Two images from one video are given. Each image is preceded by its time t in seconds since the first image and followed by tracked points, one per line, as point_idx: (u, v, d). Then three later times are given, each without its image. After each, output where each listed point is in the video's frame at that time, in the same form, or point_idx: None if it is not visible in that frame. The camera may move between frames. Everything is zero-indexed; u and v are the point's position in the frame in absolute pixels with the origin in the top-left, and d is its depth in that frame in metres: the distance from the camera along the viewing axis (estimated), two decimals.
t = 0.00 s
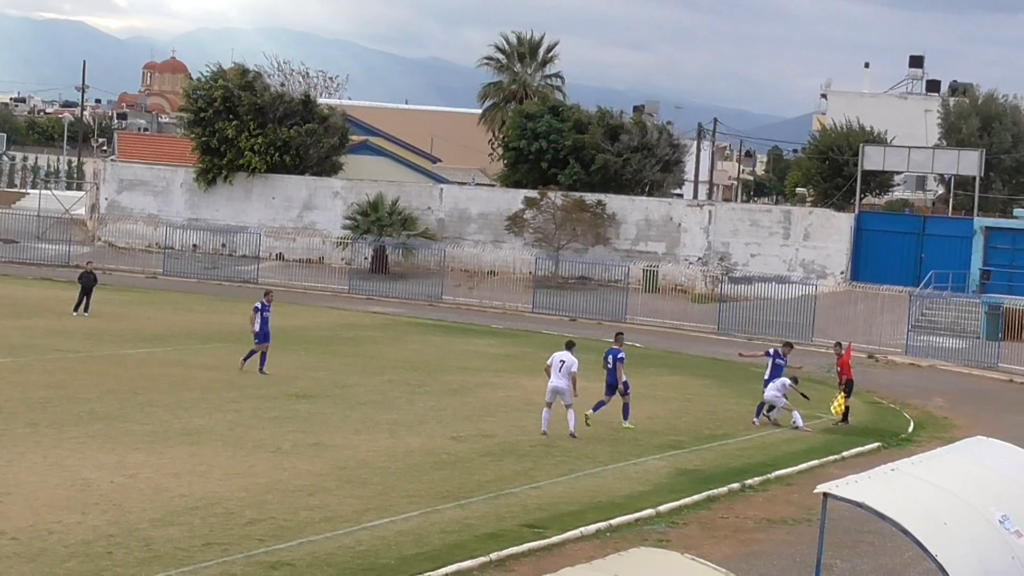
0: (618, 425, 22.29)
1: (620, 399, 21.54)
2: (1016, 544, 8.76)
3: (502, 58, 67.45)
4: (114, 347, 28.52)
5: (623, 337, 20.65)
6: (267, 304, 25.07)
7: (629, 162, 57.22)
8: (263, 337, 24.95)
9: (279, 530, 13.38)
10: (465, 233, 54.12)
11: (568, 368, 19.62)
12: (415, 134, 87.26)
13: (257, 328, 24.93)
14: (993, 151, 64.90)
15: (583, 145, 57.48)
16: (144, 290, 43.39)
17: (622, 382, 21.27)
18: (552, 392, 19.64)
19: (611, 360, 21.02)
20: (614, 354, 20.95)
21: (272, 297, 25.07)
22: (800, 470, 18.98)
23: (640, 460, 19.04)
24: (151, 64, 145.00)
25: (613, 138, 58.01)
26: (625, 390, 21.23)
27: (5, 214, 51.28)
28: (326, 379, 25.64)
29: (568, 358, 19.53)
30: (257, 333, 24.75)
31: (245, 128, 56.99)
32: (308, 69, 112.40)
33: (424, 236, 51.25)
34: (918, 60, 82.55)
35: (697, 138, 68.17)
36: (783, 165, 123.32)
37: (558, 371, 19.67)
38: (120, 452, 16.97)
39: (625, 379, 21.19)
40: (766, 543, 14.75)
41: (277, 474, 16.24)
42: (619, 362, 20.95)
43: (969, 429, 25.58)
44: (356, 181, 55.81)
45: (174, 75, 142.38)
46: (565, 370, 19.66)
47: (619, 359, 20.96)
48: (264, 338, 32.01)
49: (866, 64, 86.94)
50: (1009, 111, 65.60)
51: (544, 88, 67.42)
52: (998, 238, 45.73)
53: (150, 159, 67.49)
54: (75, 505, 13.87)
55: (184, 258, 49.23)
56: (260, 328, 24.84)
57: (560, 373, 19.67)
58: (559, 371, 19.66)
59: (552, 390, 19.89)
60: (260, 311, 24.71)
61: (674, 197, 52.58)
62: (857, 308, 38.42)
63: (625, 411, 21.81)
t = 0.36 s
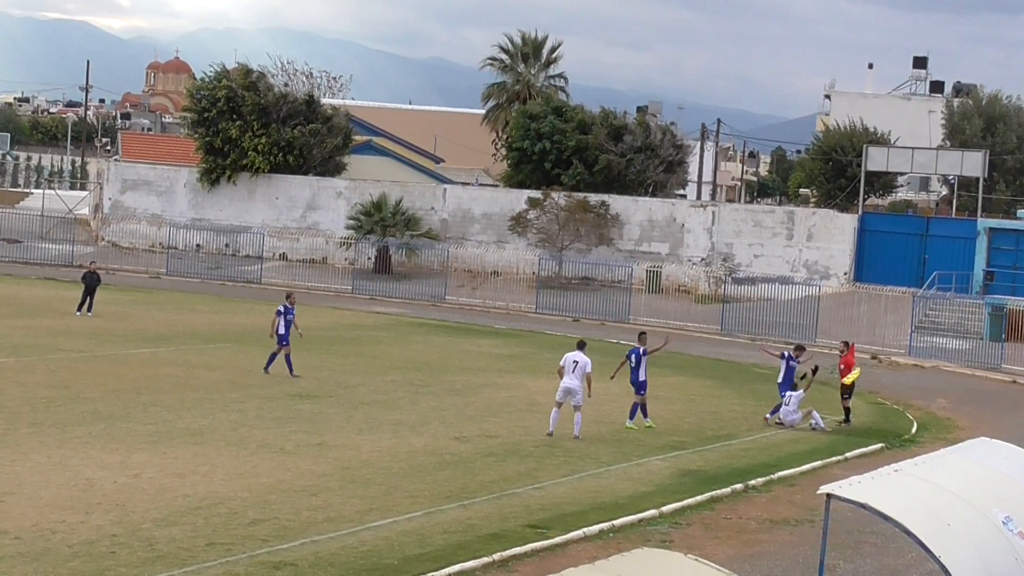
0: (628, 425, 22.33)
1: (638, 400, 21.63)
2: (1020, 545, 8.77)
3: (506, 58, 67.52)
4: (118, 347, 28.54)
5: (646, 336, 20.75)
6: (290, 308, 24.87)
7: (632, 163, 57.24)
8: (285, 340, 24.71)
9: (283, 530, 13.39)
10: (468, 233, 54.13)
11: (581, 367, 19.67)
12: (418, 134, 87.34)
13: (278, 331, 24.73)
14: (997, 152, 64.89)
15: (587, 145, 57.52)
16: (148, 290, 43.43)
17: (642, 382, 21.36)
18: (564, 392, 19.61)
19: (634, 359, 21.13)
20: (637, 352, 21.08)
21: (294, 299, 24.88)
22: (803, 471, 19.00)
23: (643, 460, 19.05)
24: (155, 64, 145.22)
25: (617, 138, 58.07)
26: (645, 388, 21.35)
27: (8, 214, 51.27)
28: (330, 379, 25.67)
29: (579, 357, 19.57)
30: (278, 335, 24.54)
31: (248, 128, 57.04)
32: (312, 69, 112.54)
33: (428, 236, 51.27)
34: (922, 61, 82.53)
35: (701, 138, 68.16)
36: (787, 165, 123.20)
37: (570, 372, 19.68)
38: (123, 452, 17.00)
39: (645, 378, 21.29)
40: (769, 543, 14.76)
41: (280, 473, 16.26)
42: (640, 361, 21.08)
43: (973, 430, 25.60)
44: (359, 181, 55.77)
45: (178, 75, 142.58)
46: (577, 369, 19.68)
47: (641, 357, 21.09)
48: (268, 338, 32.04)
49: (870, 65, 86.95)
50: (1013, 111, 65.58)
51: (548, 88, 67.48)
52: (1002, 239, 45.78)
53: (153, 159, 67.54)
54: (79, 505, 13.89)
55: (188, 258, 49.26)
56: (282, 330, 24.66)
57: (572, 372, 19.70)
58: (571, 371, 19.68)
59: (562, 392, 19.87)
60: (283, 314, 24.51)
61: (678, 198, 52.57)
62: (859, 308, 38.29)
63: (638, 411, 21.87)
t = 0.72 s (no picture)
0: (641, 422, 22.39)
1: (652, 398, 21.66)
2: (1019, 544, 8.76)
3: (505, 58, 67.50)
4: (117, 347, 28.54)
5: (656, 335, 20.74)
6: (312, 309, 24.84)
7: (631, 162, 57.26)
8: (307, 342, 24.79)
9: (281, 530, 13.38)
10: (467, 233, 54.11)
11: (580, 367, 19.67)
12: (417, 133, 87.34)
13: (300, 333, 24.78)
14: (996, 151, 64.90)
15: (585, 145, 57.52)
16: (147, 290, 43.40)
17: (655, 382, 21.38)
18: (563, 394, 19.62)
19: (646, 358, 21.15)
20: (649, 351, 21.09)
21: (317, 301, 24.85)
22: (801, 470, 19.00)
23: (642, 460, 19.05)
24: (154, 64, 145.11)
25: (615, 137, 58.10)
26: (659, 387, 21.35)
27: (7, 214, 51.12)
28: (329, 379, 25.68)
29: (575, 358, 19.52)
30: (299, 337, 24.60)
31: (247, 128, 57.06)
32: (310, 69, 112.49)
33: (426, 236, 51.24)
34: (920, 60, 82.52)
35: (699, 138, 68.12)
36: (786, 165, 123.14)
37: (570, 373, 19.66)
38: (121, 452, 16.99)
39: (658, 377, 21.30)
40: (768, 543, 14.75)
41: (279, 473, 16.25)
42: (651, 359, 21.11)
43: (971, 429, 25.59)
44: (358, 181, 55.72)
45: (177, 74, 142.41)
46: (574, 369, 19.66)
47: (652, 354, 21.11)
48: (266, 339, 32.03)
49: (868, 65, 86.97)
50: (1012, 111, 65.58)
51: (546, 87, 67.48)
52: (1000, 239, 45.76)
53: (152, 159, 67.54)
54: (77, 505, 13.88)
55: (186, 258, 49.23)
56: (304, 332, 24.68)
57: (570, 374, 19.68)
58: (569, 372, 19.67)
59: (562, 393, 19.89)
60: (305, 316, 24.52)
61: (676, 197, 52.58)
62: (859, 308, 38.31)
63: (654, 409, 21.94)
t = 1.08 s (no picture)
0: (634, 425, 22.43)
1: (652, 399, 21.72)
2: (1008, 546, 8.78)
3: (495, 59, 67.51)
4: (106, 349, 28.47)
5: (656, 338, 20.76)
6: (327, 314, 24.66)
7: (620, 164, 57.35)
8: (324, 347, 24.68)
9: (270, 532, 13.36)
10: (456, 235, 54.05)
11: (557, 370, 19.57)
12: (407, 135, 87.31)
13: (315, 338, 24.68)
14: (985, 153, 65.19)
15: (575, 147, 57.57)
16: (136, 292, 43.26)
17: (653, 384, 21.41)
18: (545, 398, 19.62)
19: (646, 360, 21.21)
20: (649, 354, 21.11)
21: (332, 306, 24.67)
22: (791, 472, 19.04)
23: (632, 462, 19.07)
24: (142, 65, 144.92)
25: (605, 139, 58.15)
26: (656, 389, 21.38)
27: None
28: (318, 380, 25.66)
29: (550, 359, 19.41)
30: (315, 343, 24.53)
31: (237, 130, 56.97)
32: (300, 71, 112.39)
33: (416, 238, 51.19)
34: (909, 63, 82.82)
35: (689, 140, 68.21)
36: (775, 168, 123.46)
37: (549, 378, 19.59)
38: (111, 455, 16.94)
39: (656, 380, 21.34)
40: (758, 544, 14.77)
41: (268, 476, 16.24)
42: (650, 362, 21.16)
43: (960, 431, 25.70)
44: (347, 182, 55.61)
45: (166, 75, 142.21)
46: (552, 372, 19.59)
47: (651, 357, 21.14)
48: (257, 341, 31.97)
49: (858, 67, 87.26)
50: (1000, 113, 65.89)
51: (536, 89, 67.53)
52: (989, 241, 46.04)
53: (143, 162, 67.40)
54: (67, 507, 13.84)
55: (176, 261, 49.12)
56: (320, 337, 24.58)
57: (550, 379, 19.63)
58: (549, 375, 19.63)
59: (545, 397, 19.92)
60: (320, 322, 24.39)
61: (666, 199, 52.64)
62: (848, 310, 38.60)
63: (654, 412, 22.01)
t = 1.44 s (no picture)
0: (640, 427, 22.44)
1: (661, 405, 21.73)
2: (1007, 547, 8.78)
3: (494, 60, 67.51)
4: (106, 350, 28.49)
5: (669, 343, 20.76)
6: (353, 318, 24.43)
7: (620, 165, 57.35)
8: (350, 350, 24.48)
9: (270, 533, 13.36)
10: (456, 236, 54.03)
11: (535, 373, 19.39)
12: (406, 135, 87.34)
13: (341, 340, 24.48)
14: (985, 155, 65.21)
15: (575, 148, 57.57)
16: (136, 293, 43.23)
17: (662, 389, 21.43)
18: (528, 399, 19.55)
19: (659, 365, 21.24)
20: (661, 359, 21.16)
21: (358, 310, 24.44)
22: (791, 473, 19.03)
23: (632, 463, 19.08)
24: (142, 67, 145.03)
25: (605, 140, 58.12)
26: (665, 393, 21.41)
27: None
28: (318, 382, 25.67)
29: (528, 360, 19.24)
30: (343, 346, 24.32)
31: (236, 131, 56.95)
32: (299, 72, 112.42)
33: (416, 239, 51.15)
34: (910, 64, 82.83)
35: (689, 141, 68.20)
36: (775, 169, 123.51)
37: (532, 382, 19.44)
38: (111, 455, 16.94)
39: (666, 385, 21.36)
40: (758, 545, 14.77)
41: (268, 476, 16.24)
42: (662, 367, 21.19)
43: (961, 432, 25.71)
44: (347, 183, 55.58)
45: (166, 77, 142.26)
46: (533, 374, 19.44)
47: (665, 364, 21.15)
48: (257, 342, 31.97)
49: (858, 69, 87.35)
50: (1000, 114, 65.90)
51: (535, 90, 67.53)
52: (989, 242, 45.94)
53: (144, 162, 67.42)
54: (66, 508, 13.84)
55: (176, 261, 49.09)
56: (345, 341, 24.38)
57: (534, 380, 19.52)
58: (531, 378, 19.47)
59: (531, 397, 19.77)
60: (345, 326, 24.20)
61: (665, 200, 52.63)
62: (847, 310, 38.54)
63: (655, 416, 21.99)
